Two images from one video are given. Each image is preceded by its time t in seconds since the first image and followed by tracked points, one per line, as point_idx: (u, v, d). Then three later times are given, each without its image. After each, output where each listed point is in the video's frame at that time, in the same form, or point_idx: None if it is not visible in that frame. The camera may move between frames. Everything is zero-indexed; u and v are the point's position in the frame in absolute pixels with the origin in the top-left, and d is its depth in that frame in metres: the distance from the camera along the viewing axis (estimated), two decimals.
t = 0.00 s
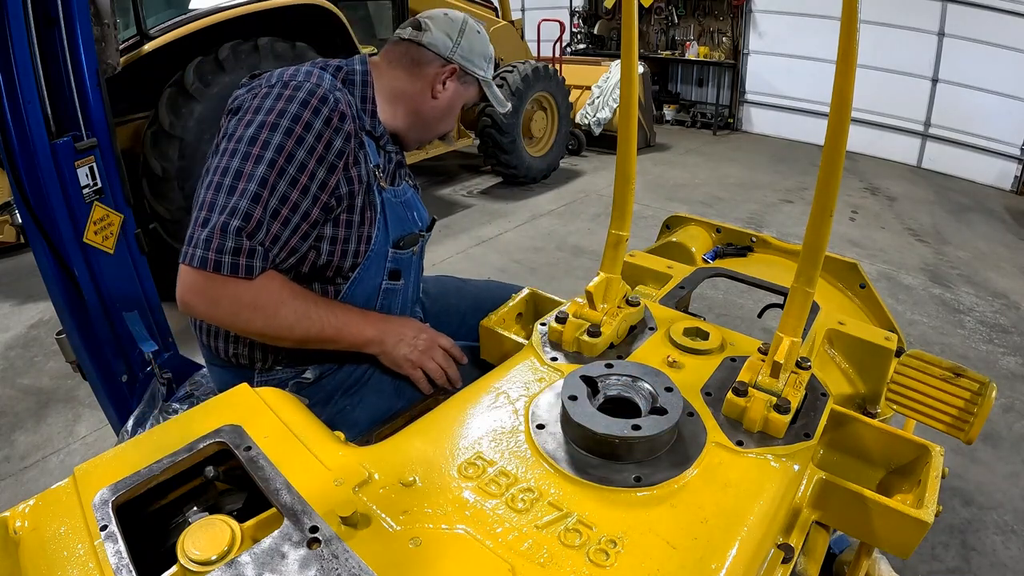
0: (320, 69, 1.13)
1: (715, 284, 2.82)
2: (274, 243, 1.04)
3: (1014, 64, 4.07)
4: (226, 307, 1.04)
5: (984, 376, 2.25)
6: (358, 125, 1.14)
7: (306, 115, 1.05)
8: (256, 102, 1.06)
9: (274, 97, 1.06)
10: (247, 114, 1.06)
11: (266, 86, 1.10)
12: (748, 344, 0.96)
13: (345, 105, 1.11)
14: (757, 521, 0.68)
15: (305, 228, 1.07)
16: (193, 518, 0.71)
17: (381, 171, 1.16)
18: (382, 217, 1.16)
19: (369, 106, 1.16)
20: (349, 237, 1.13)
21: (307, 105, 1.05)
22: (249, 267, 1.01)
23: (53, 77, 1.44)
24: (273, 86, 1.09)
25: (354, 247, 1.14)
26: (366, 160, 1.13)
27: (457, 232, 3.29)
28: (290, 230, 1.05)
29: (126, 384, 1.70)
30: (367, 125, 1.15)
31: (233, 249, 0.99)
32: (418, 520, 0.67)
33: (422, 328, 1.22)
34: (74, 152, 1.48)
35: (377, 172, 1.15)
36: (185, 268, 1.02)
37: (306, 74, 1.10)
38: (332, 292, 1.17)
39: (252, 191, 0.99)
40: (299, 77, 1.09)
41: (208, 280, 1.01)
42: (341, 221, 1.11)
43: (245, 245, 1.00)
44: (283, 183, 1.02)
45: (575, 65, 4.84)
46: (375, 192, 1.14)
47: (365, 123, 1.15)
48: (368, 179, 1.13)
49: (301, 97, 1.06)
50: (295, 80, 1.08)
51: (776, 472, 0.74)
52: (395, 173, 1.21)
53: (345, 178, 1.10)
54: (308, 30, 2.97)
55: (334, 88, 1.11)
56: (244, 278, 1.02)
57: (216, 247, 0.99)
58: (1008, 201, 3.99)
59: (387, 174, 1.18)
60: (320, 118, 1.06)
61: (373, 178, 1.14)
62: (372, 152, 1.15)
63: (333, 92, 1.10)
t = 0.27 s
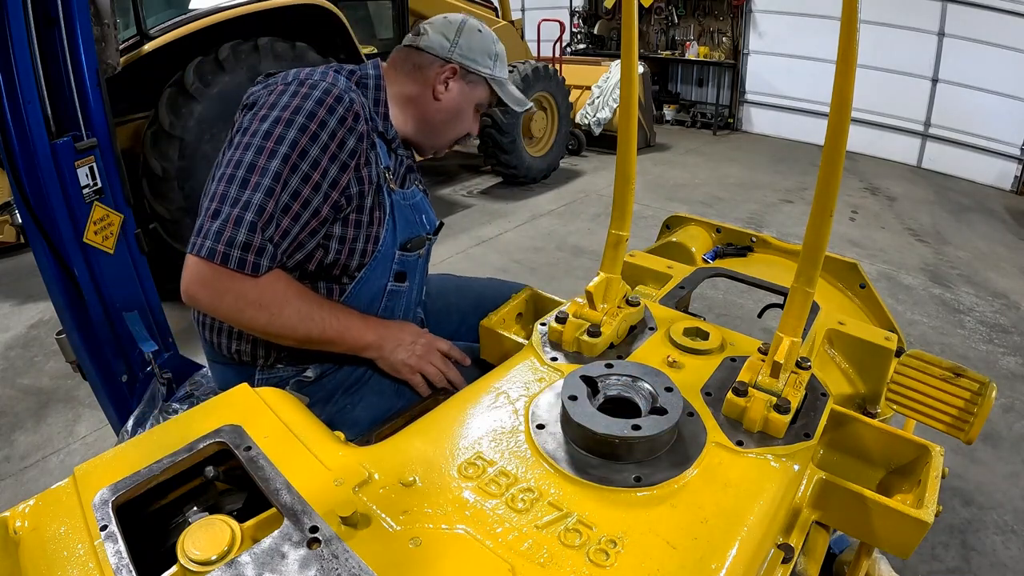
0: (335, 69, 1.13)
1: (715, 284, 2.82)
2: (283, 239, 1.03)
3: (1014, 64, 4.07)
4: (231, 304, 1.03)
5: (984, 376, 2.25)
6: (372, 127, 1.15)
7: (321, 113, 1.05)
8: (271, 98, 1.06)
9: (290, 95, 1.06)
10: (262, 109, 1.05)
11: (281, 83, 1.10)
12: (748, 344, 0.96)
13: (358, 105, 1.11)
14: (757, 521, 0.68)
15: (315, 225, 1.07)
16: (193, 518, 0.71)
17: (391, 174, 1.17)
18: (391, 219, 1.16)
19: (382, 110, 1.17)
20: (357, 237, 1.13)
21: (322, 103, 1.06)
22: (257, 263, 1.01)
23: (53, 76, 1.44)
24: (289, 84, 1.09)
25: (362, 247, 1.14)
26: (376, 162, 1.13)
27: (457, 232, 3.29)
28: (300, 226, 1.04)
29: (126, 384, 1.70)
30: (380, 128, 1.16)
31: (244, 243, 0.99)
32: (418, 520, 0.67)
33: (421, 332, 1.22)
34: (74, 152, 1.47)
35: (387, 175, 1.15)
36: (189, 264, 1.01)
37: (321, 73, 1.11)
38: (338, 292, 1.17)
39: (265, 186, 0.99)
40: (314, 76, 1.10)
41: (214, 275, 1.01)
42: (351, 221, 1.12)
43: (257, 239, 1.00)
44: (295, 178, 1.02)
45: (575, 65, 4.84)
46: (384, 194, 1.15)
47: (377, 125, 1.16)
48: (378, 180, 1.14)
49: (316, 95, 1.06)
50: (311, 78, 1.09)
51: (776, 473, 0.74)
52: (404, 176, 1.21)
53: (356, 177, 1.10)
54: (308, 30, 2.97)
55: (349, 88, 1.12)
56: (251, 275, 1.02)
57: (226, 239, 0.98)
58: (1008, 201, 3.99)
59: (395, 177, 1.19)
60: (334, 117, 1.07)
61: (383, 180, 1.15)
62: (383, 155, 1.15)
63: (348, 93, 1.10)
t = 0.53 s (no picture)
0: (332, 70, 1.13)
1: (714, 284, 2.82)
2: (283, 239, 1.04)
3: (1014, 64, 4.07)
4: (234, 306, 1.04)
5: (984, 376, 2.25)
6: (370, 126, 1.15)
7: (319, 113, 1.05)
8: (269, 98, 1.06)
9: (288, 94, 1.06)
10: (261, 108, 1.05)
11: (279, 82, 1.10)
12: (748, 344, 0.96)
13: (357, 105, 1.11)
14: (756, 521, 0.68)
15: (315, 224, 1.07)
16: (192, 518, 0.71)
17: (390, 172, 1.17)
18: (392, 216, 1.16)
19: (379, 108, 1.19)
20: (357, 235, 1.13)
21: (320, 103, 1.06)
22: (258, 265, 1.02)
23: (53, 77, 1.44)
24: (287, 84, 1.08)
25: (362, 246, 1.14)
26: (376, 161, 1.13)
27: (457, 232, 3.29)
28: (299, 226, 1.05)
29: (126, 384, 1.70)
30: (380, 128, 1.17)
31: (245, 244, 1.00)
32: (418, 520, 0.67)
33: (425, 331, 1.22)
34: (75, 152, 1.48)
35: (386, 174, 1.15)
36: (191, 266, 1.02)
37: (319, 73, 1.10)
38: (341, 291, 1.18)
39: (265, 187, 1.00)
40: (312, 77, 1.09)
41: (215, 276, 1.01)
42: (351, 220, 1.12)
43: (258, 241, 1.00)
44: (295, 179, 1.02)
45: (575, 65, 4.84)
46: (384, 192, 1.15)
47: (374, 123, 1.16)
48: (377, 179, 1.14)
49: (313, 96, 1.06)
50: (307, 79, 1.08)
51: (775, 473, 0.74)
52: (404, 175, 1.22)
53: (356, 175, 1.10)
54: (307, 29, 2.97)
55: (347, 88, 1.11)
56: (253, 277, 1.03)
57: (228, 240, 0.99)
58: (1008, 201, 4.00)
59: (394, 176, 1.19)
60: (332, 116, 1.06)
61: (382, 179, 1.14)
62: (382, 154, 1.15)
63: (346, 92, 1.10)
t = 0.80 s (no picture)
0: (286, 77, 1.10)
1: (715, 284, 2.82)
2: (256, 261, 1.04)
3: (1014, 64, 4.07)
4: (217, 333, 1.05)
5: (984, 376, 2.25)
6: (332, 128, 1.12)
7: (273, 128, 1.03)
8: (224, 118, 1.04)
9: (241, 111, 1.04)
10: (217, 129, 1.04)
11: (234, 97, 1.07)
12: (748, 344, 0.96)
13: (317, 112, 1.08)
14: (757, 521, 0.68)
15: (287, 239, 1.06)
16: (193, 518, 0.71)
17: (364, 169, 1.13)
18: (369, 216, 1.13)
19: (342, 102, 1.14)
20: (332, 242, 1.11)
21: (274, 117, 1.03)
22: (233, 291, 1.02)
23: (53, 77, 1.44)
24: (241, 98, 1.06)
25: (339, 252, 1.12)
26: (344, 162, 1.10)
27: (457, 232, 3.29)
28: (271, 245, 1.04)
29: (126, 384, 1.70)
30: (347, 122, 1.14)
31: (217, 274, 1.01)
32: (417, 520, 0.67)
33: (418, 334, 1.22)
34: (75, 152, 1.48)
35: (358, 173, 1.12)
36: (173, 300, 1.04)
37: (272, 83, 1.07)
38: (327, 297, 1.16)
39: (228, 215, 0.99)
40: (265, 88, 1.06)
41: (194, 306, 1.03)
42: (324, 226, 1.10)
43: (229, 270, 1.01)
44: (258, 200, 1.01)
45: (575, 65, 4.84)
46: (358, 192, 1.12)
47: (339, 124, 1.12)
48: (349, 180, 1.11)
49: (266, 110, 1.03)
50: (259, 91, 1.05)
51: (776, 473, 0.74)
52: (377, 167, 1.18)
53: (323, 183, 1.08)
54: (307, 29, 2.97)
55: (303, 95, 1.08)
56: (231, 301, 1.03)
57: (200, 273, 1.00)
58: (1008, 201, 3.99)
59: (368, 174, 1.16)
60: (288, 129, 1.04)
61: (356, 179, 1.12)
62: (349, 152, 1.11)
63: (300, 100, 1.07)
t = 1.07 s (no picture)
0: (228, 89, 1.06)
1: (715, 284, 2.82)
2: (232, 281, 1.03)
3: (1014, 64, 4.07)
4: (209, 358, 1.06)
5: (984, 376, 2.25)
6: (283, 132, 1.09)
7: (221, 148, 1.00)
8: (172, 145, 1.03)
9: (187, 136, 1.02)
10: (168, 157, 1.02)
11: (178, 121, 1.05)
12: (748, 344, 0.96)
13: (264, 122, 1.05)
14: (757, 521, 0.68)
15: (258, 252, 1.05)
16: (193, 518, 0.71)
17: (325, 167, 1.11)
18: (337, 213, 1.11)
19: (290, 103, 1.12)
20: (299, 246, 1.09)
21: (221, 136, 1.01)
22: (215, 314, 1.03)
23: (53, 77, 1.44)
24: (185, 121, 1.04)
25: (309, 255, 1.10)
26: (302, 165, 1.08)
27: (457, 232, 3.29)
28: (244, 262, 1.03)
29: (126, 383, 1.70)
30: (302, 121, 1.13)
31: (194, 301, 1.01)
32: (415, 521, 0.67)
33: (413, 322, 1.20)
34: (75, 152, 1.48)
35: (319, 173, 1.10)
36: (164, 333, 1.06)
37: (214, 99, 1.05)
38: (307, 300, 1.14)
39: (193, 243, 0.99)
40: (207, 106, 1.04)
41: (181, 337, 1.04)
42: (290, 233, 1.08)
43: (205, 295, 1.01)
44: (221, 220, 1.00)
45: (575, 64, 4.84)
46: (323, 191, 1.10)
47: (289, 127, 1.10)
48: (310, 182, 1.09)
49: (211, 130, 1.01)
50: (204, 110, 1.03)
51: (775, 473, 0.74)
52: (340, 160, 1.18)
53: (284, 190, 1.06)
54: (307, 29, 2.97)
55: (246, 107, 1.05)
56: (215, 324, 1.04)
57: (178, 302, 1.01)
58: (1008, 201, 3.99)
59: (330, 169, 1.15)
60: (235, 145, 1.01)
61: (319, 179, 1.10)
62: (308, 153, 1.09)
63: (244, 113, 1.04)
